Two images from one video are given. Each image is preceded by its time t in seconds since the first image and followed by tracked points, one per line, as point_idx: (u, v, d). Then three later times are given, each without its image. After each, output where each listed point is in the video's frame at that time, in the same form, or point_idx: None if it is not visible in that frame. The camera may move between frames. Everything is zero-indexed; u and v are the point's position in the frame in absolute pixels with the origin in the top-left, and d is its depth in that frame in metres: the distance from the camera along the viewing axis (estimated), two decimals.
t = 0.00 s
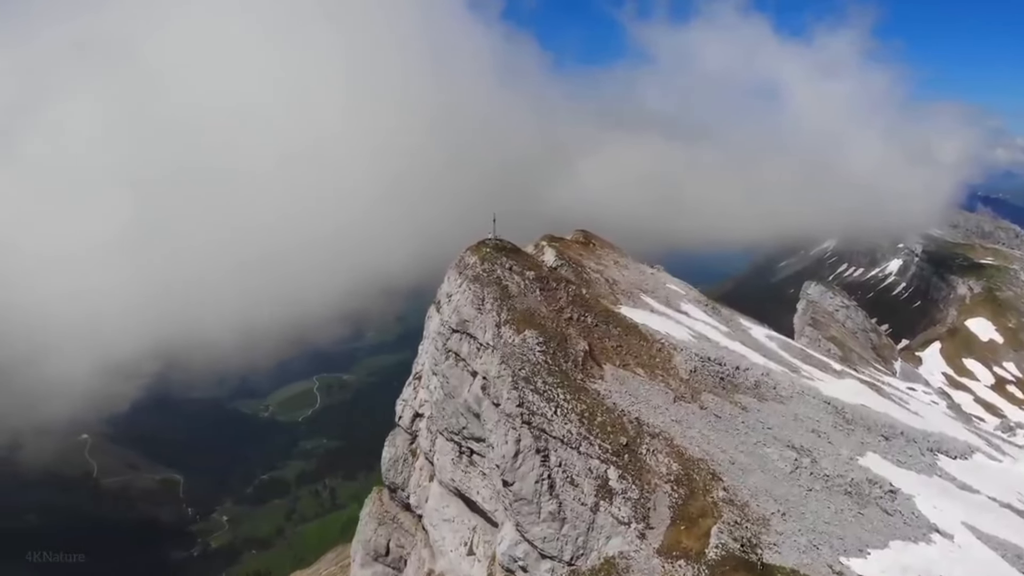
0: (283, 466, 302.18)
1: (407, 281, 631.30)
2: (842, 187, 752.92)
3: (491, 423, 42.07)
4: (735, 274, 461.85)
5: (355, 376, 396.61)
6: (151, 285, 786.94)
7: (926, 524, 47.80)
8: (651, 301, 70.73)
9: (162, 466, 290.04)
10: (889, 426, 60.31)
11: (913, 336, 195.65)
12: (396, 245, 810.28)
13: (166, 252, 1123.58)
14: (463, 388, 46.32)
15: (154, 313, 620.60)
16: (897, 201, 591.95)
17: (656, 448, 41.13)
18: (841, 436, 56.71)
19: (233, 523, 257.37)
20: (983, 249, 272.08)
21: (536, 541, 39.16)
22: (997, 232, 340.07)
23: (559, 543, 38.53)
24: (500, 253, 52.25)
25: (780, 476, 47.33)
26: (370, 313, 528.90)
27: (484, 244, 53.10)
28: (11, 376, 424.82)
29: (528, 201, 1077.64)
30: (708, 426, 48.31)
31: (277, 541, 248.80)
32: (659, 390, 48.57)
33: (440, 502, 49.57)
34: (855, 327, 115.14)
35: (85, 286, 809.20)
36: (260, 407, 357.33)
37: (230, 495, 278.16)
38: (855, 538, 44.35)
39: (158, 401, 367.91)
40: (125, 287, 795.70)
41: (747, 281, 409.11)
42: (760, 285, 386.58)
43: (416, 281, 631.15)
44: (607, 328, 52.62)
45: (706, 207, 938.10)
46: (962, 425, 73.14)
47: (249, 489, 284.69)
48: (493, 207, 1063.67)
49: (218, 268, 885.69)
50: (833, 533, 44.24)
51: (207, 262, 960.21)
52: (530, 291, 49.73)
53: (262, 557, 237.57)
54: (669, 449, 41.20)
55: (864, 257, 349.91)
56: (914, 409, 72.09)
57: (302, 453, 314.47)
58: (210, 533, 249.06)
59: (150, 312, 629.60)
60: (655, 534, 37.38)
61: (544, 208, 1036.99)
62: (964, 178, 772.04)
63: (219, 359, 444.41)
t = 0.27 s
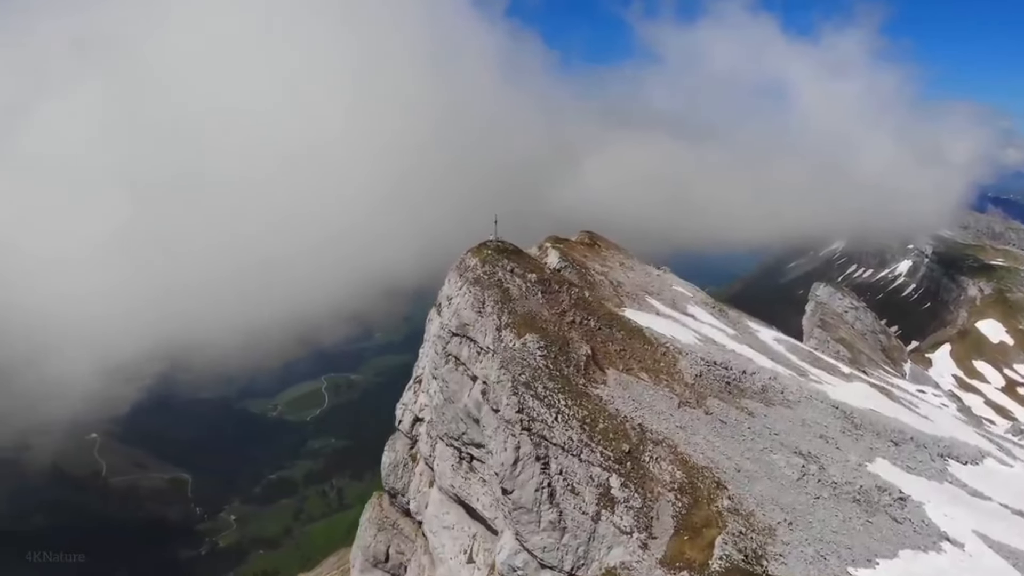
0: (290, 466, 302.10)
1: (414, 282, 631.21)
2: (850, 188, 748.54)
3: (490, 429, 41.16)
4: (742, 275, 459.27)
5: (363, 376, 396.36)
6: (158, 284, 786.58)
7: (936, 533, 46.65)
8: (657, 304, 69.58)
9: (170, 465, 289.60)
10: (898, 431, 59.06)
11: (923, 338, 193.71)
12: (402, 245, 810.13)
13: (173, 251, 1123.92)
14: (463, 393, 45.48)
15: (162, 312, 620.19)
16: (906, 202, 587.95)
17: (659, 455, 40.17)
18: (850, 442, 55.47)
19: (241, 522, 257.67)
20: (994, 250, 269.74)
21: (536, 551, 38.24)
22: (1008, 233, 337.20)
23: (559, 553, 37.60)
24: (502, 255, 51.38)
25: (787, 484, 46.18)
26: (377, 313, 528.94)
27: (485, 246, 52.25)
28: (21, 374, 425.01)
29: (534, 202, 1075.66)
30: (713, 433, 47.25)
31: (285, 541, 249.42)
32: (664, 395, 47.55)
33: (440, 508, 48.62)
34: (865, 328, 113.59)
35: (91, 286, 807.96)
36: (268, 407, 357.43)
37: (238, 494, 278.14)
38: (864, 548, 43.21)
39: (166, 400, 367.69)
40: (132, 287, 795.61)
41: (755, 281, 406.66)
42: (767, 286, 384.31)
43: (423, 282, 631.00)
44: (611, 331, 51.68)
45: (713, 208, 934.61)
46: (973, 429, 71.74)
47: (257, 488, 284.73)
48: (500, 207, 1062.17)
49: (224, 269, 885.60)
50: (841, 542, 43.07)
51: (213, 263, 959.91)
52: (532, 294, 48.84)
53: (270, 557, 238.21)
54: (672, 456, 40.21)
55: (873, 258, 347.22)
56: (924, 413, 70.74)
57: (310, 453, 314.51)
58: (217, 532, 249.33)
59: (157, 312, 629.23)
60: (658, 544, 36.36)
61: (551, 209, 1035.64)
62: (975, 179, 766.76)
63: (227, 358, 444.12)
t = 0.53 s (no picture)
0: (298, 466, 301.78)
1: (420, 282, 630.55)
2: (858, 189, 744.52)
3: (490, 436, 40.30)
4: (750, 275, 456.81)
5: (371, 375, 396.09)
6: (165, 280, 786.54)
7: (945, 542, 45.48)
8: (662, 306, 68.49)
9: (179, 463, 289.72)
10: (908, 437, 57.75)
11: (932, 340, 191.70)
12: (409, 244, 808.71)
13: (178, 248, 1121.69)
14: (463, 398, 44.59)
15: (169, 308, 620.15)
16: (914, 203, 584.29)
17: (662, 463, 39.19)
18: (858, 446, 54.33)
19: (248, 522, 257.64)
20: (1005, 252, 267.56)
21: (535, 561, 37.38)
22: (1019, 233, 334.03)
23: (559, 563, 36.63)
24: (503, 257, 50.48)
25: (794, 492, 45.04)
26: (384, 312, 528.36)
27: (486, 248, 51.36)
28: (31, 373, 425.89)
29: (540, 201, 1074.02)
30: (719, 439, 46.16)
31: (292, 540, 249.62)
32: (668, 401, 46.49)
33: (440, 515, 47.70)
34: (874, 330, 111.86)
35: (98, 284, 807.50)
36: (276, 406, 357.00)
37: (246, 494, 277.90)
38: (872, 558, 41.99)
39: (175, 398, 367.76)
40: (142, 284, 794.18)
41: (764, 281, 404.22)
42: (775, 287, 382.03)
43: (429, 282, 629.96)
44: (614, 335, 50.71)
45: (721, 208, 930.00)
46: (984, 433, 70.30)
47: (264, 488, 284.55)
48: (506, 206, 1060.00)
49: (230, 268, 884.03)
50: (848, 552, 41.90)
51: (219, 261, 959.45)
52: (533, 297, 47.91)
53: (277, 557, 238.53)
54: (676, 464, 39.21)
55: (883, 258, 344.75)
56: (935, 417, 69.41)
57: (317, 453, 314.10)
58: (225, 532, 249.26)
59: (165, 306, 629.39)
60: (661, 555, 35.30)
61: (558, 209, 1033.32)
62: (985, 179, 761.66)
63: (236, 356, 444.21)
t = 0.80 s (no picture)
0: (306, 465, 301.18)
1: (427, 282, 630.23)
2: (866, 190, 740.70)
3: (489, 442, 39.41)
4: (758, 275, 454.28)
5: (379, 375, 395.46)
6: (175, 279, 787.78)
7: (956, 552, 44.37)
8: (668, 309, 67.34)
9: (188, 463, 289.61)
10: (918, 442, 56.58)
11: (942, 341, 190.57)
12: (415, 243, 807.88)
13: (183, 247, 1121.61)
14: (462, 403, 43.70)
15: (178, 307, 620.90)
16: (923, 205, 580.97)
17: (666, 471, 38.16)
18: (867, 452, 53.16)
19: (256, 522, 257.11)
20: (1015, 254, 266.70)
21: (534, 571, 36.44)
22: None
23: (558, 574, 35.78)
24: (504, 258, 49.55)
25: (801, 500, 44.01)
26: (391, 313, 527.98)
27: (487, 249, 50.48)
28: (41, 372, 427.14)
29: (546, 201, 1072.75)
30: (724, 445, 45.11)
31: (299, 540, 249.15)
32: (672, 406, 45.46)
33: (439, 522, 46.80)
34: (883, 332, 110.19)
35: (104, 283, 808.48)
36: (284, 406, 356.58)
37: (254, 493, 277.46)
38: (883, 568, 40.87)
39: (184, 397, 367.84)
40: (149, 283, 794.84)
41: (772, 281, 401.89)
42: (784, 288, 379.71)
43: (436, 282, 629.79)
44: (618, 338, 49.68)
45: (728, 208, 926.72)
46: (996, 438, 68.90)
47: (272, 488, 284.10)
48: (512, 205, 1057.74)
49: (236, 267, 884.27)
50: (856, 562, 40.82)
51: (226, 261, 960.41)
52: (534, 300, 46.97)
53: (285, 557, 238.00)
54: (680, 471, 38.29)
55: (892, 259, 342.23)
56: (945, 421, 68.11)
57: (325, 452, 313.57)
58: (232, 532, 248.79)
59: (174, 304, 630.42)
60: (663, 566, 34.35)
61: (564, 210, 1031.64)
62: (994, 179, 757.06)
63: (244, 355, 444.30)
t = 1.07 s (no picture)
0: (314, 465, 300.44)
1: (434, 283, 629.78)
2: (874, 191, 736.40)
3: (487, 449, 38.55)
4: (766, 276, 451.79)
5: (386, 375, 394.00)
6: (182, 280, 789.58)
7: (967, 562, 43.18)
8: (673, 311, 66.25)
9: (196, 463, 289.24)
10: (929, 447, 55.32)
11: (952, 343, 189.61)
12: (422, 244, 807.48)
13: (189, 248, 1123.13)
14: (462, 408, 42.83)
15: (187, 307, 622.32)
16: (931, 206, 577.51)
17: (669, 479, 37.12)
18: (876, 458, 51.99)
19: (263, 522, 256.68)
20: None
21: None
22: None
23: None
24: (505, 261, 48.68)
25: (810, 509, 42.84)
26: (399, 313, 527.64)
27: (487, 251, 49.62)
28: (51, 373, 428.07)
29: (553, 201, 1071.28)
30: (730, 452, 44.05)
31: (305, 540, 248.89)
32: (676, 412, 44.41)
33: (439, 529, 45.89)
34: (893, 334, 108.45)
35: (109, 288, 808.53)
36: (292, 405, 356.15)
37: (261, 493, 277.09)
38: None
39: (192, 397, 367.74)
40: (156, 284, 796.43)
41: (781, 282, 399.15)
42: (792, 289, 376.99)
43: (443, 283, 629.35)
44: (622, 341, 48.55)
45: (736, 208, 923.48)
46: (1009, 443, 67.42)
47: (280, 487, 283.60)
48: (518, 205, 1056.29)
49: (243, 267, 885.33)
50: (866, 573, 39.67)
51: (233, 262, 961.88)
52: (536, 303, 46.04)
53: (291, 557, 237.88)
54: (683, 480, 37.27)
55: (902, 260, 339.13)
56: (956, 426, 66.84)
57: (333, 452, 312.83)
58: (239, 532, 248.43)
59: (182, 305, 631.23)
60: None
61: (571, 211, 1030.20)
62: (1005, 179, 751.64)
63: (253, 355, 444.18)
